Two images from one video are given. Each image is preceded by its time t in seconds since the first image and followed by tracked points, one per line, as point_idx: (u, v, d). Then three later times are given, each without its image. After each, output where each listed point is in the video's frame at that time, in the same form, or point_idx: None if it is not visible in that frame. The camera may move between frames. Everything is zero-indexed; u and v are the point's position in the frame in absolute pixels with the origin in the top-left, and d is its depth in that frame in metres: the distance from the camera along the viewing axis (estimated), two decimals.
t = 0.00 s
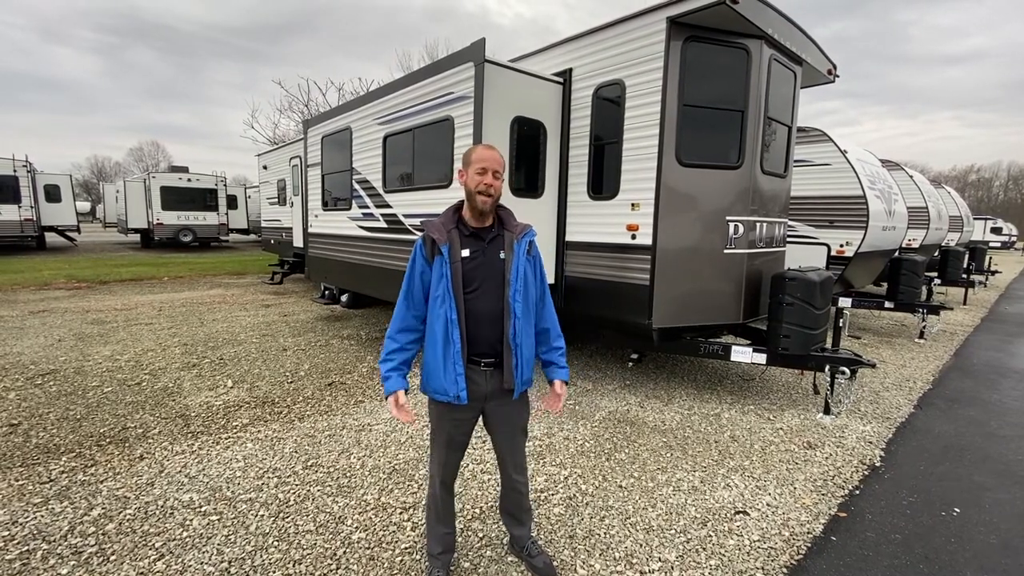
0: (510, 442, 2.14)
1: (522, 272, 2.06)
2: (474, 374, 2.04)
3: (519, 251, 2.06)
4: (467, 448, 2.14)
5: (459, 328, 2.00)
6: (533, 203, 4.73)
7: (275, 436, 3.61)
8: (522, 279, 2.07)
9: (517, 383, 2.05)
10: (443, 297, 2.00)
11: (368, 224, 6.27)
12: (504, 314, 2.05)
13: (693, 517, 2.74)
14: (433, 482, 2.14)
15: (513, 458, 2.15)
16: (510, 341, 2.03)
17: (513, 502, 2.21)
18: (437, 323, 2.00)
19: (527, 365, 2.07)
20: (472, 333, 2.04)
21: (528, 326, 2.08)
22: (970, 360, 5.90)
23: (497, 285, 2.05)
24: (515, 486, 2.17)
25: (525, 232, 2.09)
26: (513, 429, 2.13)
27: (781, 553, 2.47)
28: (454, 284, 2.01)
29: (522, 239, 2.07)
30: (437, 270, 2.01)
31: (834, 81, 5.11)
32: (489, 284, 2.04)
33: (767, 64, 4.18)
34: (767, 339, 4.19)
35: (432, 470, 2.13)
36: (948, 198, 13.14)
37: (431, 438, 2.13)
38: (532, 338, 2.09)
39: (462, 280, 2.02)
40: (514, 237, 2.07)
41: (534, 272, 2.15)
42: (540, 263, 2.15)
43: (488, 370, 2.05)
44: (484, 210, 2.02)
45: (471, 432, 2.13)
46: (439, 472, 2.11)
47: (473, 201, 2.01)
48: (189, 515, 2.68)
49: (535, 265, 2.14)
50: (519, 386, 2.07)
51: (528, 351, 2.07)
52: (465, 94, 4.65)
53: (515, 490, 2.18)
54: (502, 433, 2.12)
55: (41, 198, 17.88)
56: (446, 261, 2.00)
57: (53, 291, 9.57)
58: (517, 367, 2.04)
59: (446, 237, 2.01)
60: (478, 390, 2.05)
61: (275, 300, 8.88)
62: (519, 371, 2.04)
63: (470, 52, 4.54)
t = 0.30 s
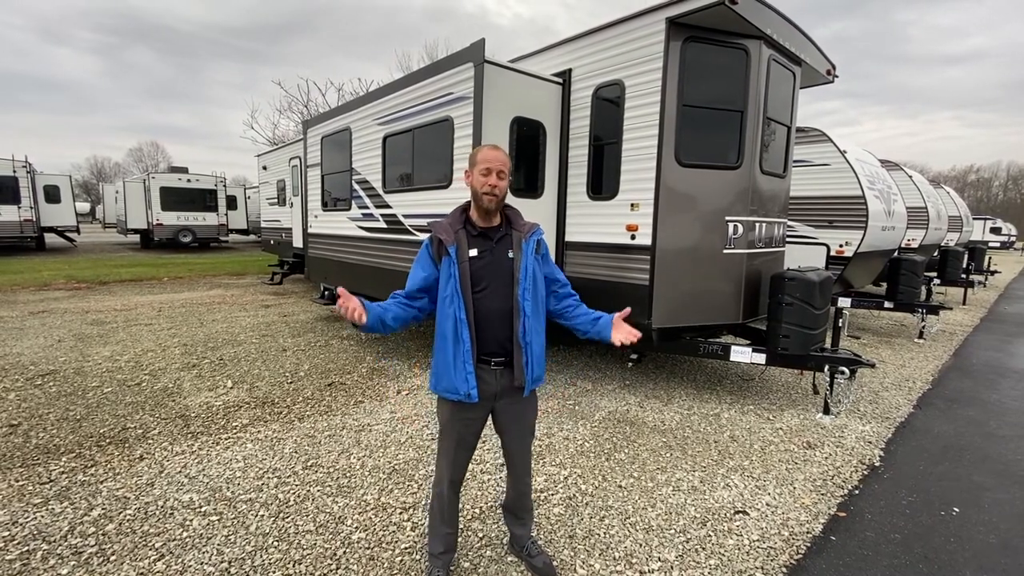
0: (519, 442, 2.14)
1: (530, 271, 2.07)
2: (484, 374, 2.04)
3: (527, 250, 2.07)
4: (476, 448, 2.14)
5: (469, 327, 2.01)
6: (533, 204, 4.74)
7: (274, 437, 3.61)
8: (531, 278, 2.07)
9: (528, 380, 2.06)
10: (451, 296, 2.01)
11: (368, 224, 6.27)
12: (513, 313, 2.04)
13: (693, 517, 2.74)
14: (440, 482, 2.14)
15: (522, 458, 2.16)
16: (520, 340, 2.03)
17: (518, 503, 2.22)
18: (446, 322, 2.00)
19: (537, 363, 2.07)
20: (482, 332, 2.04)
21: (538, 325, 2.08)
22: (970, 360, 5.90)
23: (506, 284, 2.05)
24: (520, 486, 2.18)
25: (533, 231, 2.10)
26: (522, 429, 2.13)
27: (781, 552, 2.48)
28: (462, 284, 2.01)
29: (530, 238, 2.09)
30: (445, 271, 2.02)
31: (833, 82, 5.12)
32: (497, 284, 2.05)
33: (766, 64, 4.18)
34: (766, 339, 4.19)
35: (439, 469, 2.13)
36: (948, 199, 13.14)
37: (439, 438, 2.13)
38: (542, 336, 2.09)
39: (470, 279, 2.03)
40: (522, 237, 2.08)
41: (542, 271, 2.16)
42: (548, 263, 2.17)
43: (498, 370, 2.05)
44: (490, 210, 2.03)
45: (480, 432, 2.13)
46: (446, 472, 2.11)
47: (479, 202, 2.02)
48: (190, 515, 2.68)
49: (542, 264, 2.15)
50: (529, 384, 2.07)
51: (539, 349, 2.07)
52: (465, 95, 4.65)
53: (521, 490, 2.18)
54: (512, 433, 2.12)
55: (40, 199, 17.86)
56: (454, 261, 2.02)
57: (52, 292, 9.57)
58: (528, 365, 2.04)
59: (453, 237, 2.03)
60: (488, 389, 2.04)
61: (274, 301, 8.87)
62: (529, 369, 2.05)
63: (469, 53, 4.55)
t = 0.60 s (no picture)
0: (522, 443, 2.15)
1: (535, 272, 2.07)
2: (488, 374, 2.04)
3: (531, 251, 2.08)
4: (479, 448, 2.15)
5: (472, 328, 2.01)
6: (532, 204, 4.74)
7: (274, 437, 3.61)
8: (536, 279, 2.07)
9: (531, 381, 2.06)
10: (455, 296, 2.02)
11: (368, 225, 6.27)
12: (517, 314, 2.05)
13: (692, 517, 2.75)
14: (442, 482, 2.14)
15: (525, 458, 2.16)
16: (524, 341, 2.04)
17: (520, 503, 2.22)
18: (450, 321, 2.01)
19: (540, 364, 2.08)
20: (485, 332, 2.04)
21: (542, 326, 2.09)
22: (969, 360, 5.91)
23: (510, 285, 2.06)
24: (522, 487, 2.18)
25: (538, 232, 2.12)
26: (525, 430, 2.14)
27: (779, 552, 2.48)
28: (466, 284, 2.02)
29: (535, 239, 2.09)
30: (449, 270, 2.03)
31: (832, 82, 5.12)
32: (502, 285, 2.05)
33: (765, 64, 4.19)
34: (766, 340, 4.20)
35: (442, 469, 2.14)
36: (947, 199, 13.15)
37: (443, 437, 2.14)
38: (546, 337, 2.10)
39: (474, 279, 2.03)
40: (527, 238, 2.09)
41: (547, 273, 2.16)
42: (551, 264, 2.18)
43: (502, 370, 2.05)
44: (495, 210, 2.03)
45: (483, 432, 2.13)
46: (449, 472, 2.12)
47: (484, 202, 2.02)
48: (189, 516, 2.69)
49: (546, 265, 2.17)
50: (532, 385, 2.07)
51: (542, 350, 2.08)
52: (464, 95, 4.66)
53: (522, 490, 2.19)
54: (515, 434, 2.12)
55: (40, 199, 17.86)
56: (458, 261, 2.02)
57: (52, 292, 9.57)
58: (531, 366, 2.05)
59: (458, 237, 2.04)
60: (492, 389, 2.05)
61: (274, 301, 8.88)
62: (533, 370, 2.05)
63: (469, 54, 4.56)
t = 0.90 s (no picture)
0: (523, 443, 2.15)
1: (538, 273, 2.07)
2: (489, 374, 2.04)
3: (535, 252, 2.08)
4: (479, 448, 2.15)
5: (475, 327, 2.02)
6: (532, 205, 4.74)
7: (274, 438, 3.61)
8: (539, 280, 2.08)
9: (533, 382, 2.07)
10: (458, 295, 2.03)
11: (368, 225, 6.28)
12: (520, 314, 2.05)
13: (691, 517, 2.75)
14: (442, 482, 2.15)
15: (525, 458, 2.16)
16: (526, 342, 2.04)
17: (519, 502, 2.22)
18: (452, 320, 2.02)
19: (542, 365, 2.08)
20: (488, 332, 2.04)
21: (544, 327, 2.09)
22: (969, 360, 5.91)
23: (513, 286, 2.06)
24: (522, 487, 2.18)
25: (542, 233, 2.12)
26: (527, 430, 2.14)
27: (779, 551, 2.48)
28: (469, 284, 2.03)
29: (539, 240, 2.09)
30: (452, 269, 2.04)
31: (831, 82, 5.13)
32: (505, 285, 2.06)
33: (764, 65, 4.19)
34: (765, 340, 4.20)
35: (442, 468, 2.14)
36: (947, 200, 13.15)
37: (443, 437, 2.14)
38: (548, 338, 2.10)
39: (477, 279, 2.04)
40: (531, 239, 2.09)
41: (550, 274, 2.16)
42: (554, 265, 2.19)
43: (504, 371, 2.05)
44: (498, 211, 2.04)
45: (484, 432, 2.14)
46: (449, 472, 2.12)
47: (488, 203, 2.03)
48: (189, 516, 2.69)
49: (549, 266, 2.17)
50: (534, 386, 2.08)
51: (545, 351, 2.08)
52: (464, 96, 4.66)
53: (523, 490, 2.19)
54: (516, 434, 2.13)
55: (40, 200, 17.87)
56: (462, 260, 2.03)
57: (52, 293, 9.58)
58: (533, 367, 2.05)
59: (462, 237, 2.05)
60: (493, 389, 2.05)
61: (274, 302, 8.89)
62: (534, 371, 2.06)
63: (468, 55, 4.56)
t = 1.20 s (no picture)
0: (524, 443, 2.15)
1: (539, 273, 2.08)
2: (490, 374, 2.04)
3: (536, 252, 2.09)
4: (480, 448, 2.15)
5: (477, 327, 2.02)
6: (532, 205, 4.74)
7: (274, 438, 3.62)
8: (540, 280, 2.08)
9: (535, 382, 2.07)
10: (459, 295, 2.03)
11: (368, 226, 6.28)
12: (522, 315, 2.06)
13: (691, 517, 2.75)
14: (442, 482, 2.15)
15: (525, 459, 2.17)
16: (528, 342, 2.04)
17: (519, 502, 2.22)
18: (454, 320, 2.02)
19: (542, 365, 2.08)
20: (490, 332, 2.04)
21: (545, 328, 2.09)
22: (969, 360, 5.91)
23: (515, 286, 2.07)
24: (522, 487, 2.18)
25: (542, 234, 2.12)
26: (528, 431, 2.14)
27: (778, 551, 2.49)
28: (471, 284, 2.03)
29: (539, 241, 2.10)
30: (454, 269, 2.05)
31: (831, 83, 5.13)
32: (506, 285, 2.06)
33: (764, 65, 4.19)
34: (765, 340, 4.21)
35: (442, 469, 2.14)
36: (947, 199, 13.16)
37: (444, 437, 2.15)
38: (549, 339, 2.11)
39: (479, 279, 2.04)
40: (532, 239, 2.09)
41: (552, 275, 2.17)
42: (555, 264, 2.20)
43: (505, 371, 2.05)
44: (497, 210, 2.04)
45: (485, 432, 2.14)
46: (449, 472, 2.13)
47: (487, 203, 2.03)
48: (190, 517, 2.69)
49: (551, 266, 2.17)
50: (535, 386, 2.08)
51: (546, 352, 2.09)
52: (463, 96, 4.66)
53: (523, 491, 2.19)
54: (517, 434, 2.13)
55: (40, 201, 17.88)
56: (463, 260, 2.04)
57: (52, 293, 9.58)
58: (534, 367, 2.06)
59: (463, 237, 2.05)
60: (495, 389, 2.05)
61: (275, 302, 8.89)
62: (535, 371, 2.06)
63: (468, 55, 4.56)
